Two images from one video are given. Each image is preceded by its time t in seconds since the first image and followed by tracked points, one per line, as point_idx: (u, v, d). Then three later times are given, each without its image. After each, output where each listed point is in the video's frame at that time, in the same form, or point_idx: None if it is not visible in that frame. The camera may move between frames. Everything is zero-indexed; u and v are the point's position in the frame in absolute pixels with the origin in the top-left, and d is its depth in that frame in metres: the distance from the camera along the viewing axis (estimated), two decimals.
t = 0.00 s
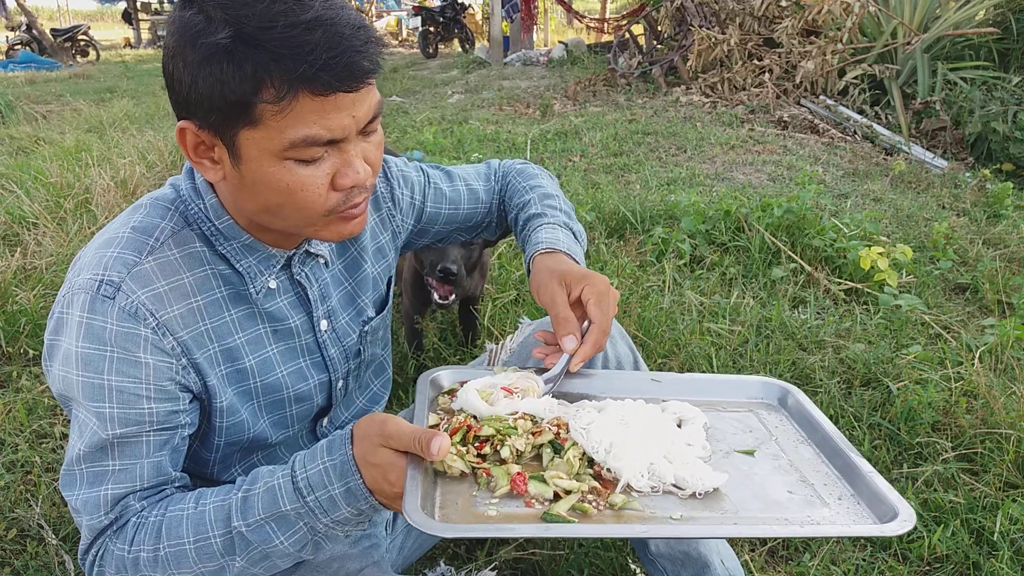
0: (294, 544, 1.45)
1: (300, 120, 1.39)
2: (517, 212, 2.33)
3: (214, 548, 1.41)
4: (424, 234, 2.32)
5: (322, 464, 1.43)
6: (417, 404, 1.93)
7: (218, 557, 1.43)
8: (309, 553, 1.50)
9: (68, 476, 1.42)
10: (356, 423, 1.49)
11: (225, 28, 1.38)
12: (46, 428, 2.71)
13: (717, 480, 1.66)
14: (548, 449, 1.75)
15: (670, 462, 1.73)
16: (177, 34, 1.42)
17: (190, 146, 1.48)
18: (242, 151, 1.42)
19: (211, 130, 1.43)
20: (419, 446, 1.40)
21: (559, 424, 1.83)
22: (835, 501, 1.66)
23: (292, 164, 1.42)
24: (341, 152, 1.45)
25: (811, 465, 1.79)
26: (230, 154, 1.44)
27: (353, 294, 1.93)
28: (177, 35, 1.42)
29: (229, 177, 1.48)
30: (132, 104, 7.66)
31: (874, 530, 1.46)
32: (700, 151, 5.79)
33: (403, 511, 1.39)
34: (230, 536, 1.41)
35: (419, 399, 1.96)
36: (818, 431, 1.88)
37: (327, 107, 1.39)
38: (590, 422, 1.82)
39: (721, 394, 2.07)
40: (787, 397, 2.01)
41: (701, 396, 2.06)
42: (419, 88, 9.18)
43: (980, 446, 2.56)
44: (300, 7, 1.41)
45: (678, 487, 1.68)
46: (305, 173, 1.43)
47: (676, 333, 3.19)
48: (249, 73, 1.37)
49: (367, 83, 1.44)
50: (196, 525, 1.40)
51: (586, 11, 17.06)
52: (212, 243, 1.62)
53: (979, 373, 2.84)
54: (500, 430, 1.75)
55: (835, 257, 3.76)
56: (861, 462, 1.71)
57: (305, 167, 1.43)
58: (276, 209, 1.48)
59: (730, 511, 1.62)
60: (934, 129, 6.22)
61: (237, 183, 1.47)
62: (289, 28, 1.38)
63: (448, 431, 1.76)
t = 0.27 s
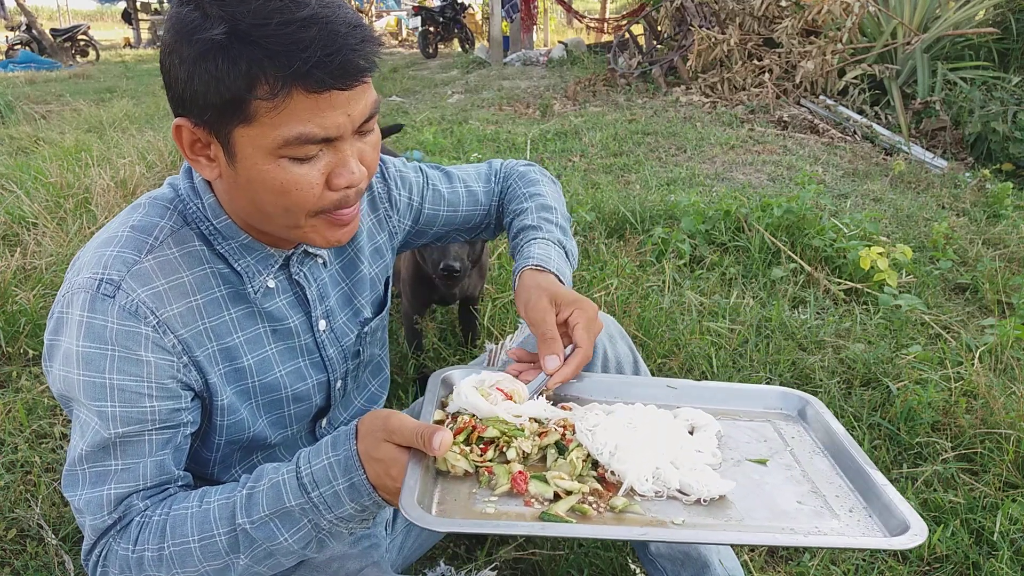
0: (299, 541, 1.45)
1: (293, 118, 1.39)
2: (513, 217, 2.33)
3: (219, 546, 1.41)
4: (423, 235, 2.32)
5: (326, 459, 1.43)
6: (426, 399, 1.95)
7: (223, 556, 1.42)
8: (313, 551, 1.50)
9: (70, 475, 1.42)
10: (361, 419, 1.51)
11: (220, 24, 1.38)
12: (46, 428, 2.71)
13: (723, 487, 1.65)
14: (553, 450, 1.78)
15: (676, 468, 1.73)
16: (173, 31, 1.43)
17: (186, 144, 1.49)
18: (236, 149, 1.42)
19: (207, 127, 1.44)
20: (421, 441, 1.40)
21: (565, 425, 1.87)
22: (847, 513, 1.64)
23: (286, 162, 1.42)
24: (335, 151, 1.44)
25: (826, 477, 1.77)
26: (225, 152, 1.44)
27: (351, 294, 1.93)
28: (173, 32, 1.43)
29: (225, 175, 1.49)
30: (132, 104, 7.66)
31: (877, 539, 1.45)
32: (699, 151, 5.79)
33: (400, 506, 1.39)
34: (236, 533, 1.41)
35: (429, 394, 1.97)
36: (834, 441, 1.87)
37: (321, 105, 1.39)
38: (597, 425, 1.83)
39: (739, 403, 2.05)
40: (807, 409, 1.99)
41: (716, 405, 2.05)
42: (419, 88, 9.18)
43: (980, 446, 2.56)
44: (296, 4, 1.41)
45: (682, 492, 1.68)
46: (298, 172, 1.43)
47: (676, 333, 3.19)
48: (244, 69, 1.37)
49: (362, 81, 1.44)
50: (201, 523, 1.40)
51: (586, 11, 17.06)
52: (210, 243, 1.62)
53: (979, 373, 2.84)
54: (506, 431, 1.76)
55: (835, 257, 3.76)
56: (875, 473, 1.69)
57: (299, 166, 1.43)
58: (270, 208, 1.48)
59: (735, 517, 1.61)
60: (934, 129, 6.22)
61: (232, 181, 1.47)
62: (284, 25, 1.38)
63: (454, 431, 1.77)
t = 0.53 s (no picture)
0: (284, 537, 1.45)
1: (294, 116, 1.39)
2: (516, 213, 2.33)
3: (203, 543, 1.40)
4: (426, 235, 2.31)
5: (312, 455, 1.43)
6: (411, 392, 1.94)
7: (207, 553, 1.42)
8: (300, 547, 1.50)
9: (59, 471, 1.41)
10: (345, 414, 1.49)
11: (220, 22, 1.38)
12: (46, 428, 2.70)
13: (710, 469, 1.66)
14: (541, 438, 1.79)
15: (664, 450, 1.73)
16: (174, 29, 1.43)
17: (186, 142, 1.49)
18: (236, 147, 1.42)
19: (206, 125, 1.43)
20: (408, 433, 1.40)
21: (552, 412, 1.87)
22: (833, 491, 1.66)
23: (286, 161, 1.42)
24: (335, 150, 1.44)
25: (810, 455, 1.79)
26: (225, 150, 1.44)
27: (352, 294, 1.94)
28: (173, 30, 1.43)
29: (224, 174, 1.48)
30: (132, 104, 7.66)
31: (872, 518, 1.45)
32: (699, 151, 5.79)
33: (392, 499, 1.40)
34: (220, 530, 1.41)
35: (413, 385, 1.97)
36: (816, 420, 1.88)
37: (322, 103, 1.39)
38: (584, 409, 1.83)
39: (721, 382, 2.06)
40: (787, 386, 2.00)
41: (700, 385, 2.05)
42: (419, 88, 9.18)
43: (980, 446, 2.56)
44: (296, 2, 1.42)
45: (672, 475, 1.68)
46: (298, 170, 1.43)
47: (676, 333, 3.19)
48: (243, 67, 1.37)
49: (362, 79, 1.44)
50: (185, 520, 1.39)
51: (586, 11, 17.06)
52: (211, 241, 1.62)
53: (979, 373, 2.84)
54: (493, 421, 1.77)
55: (835, 256, 3.76)
56: (859, 450, 1.71)
57: (299, 164, 1.43)
58: (269, 206, 1.48)
59: (724, 499, 1.62)
60: (934, 129, 6.22)
61: (232, 179, 1.47)
62: (284, 23, 1.39)
63: (440, 421, 1.77)
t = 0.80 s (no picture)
0: (261, 523, 1.43)
1: (291, 100, 1.39)
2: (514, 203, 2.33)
3: (172, 533, 1.37)
4: (428, 233, 2.32)
5: (285, 439, 1.40)
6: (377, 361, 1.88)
7: (177, 545, 1.39)
8: (278, 533, 1.47)
9: (41, 462, 1.40)
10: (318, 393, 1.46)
11: (223, 6, 1.41)
12: (46, 428, 2.70)
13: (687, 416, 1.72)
14: (521, 402, 1.79)
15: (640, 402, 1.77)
16: (182, 17, 1.46)
17: (191, 130, 1.50)
18: (235, 132, 1.42)
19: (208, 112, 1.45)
20: (392, 409, 1.35)
21: (528, 374, 1.89)
22: (801, 426, 1.73)
23: (282, 146, 1.41)
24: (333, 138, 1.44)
25: (768, 393, 1.87)
26: (225, 137, 1.45)
27: (358, 292, 1.95)
28: (182, 19, 1.46)
29: (225, 162, 1.49)
30: (132, 104, 7.66)
31: (845, 447, 1.51)
32: (700, 151, 5.79)
33: (391, 478, 1.36)
34: (191, 518, 1.38)
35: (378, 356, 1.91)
36: (775, 363, 1.95)
37: (319, 87, 1.39)
38: (559, 370, 1.87)
39: (671, 331, 2.15)
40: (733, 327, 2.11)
41: (653, 335, 2.14)
42: (419, 88, 9.18)
43: (980, 446, 2.56)
44: None
45: (652, 425, 1.73)
46: (294, 156, 1.42)
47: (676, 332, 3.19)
48: (242, 50, 1.38)
49: (362, 67, 1.44)
50: (154, 509, 1.36)
51: (585, 11, 17.06)
52: (217, 238, 1.63)
53: (979, 374, 2.85)
54: (471, 390, 1.77)
55: (835, 256, 3.76)
56: (820, 387, 1.78)
57: (295, 151, 1.42)
58: (266, 194, 1.47)
59: (705, 444, 1.67)
60: (934, 129, 6.22)
61: (231, 167, 1.47)
62: (284, 9, 1.40)
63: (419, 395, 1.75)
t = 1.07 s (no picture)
0: (254, 505, 1.42)
1: (263, 68, 1.44)
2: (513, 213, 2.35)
3: (162, 516, 1.37)
4: (429, 239, 2.35)
5: (276, 420, 1.39)
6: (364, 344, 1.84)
7: (166, 530, 1.38)
8: (271, 519, 1.46)
9: (38, 445, 1.41)
10: (309, 375, 1.44)
11: None
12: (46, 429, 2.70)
13: (675, 383, 1.79)
14: (512, 375, 1.80)
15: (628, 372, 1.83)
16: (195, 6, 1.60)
17: (191, 108, 1.59)
18: (217, 103, 1.49)
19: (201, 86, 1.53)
20: (386, 386, 1.34)
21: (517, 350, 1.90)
22: (783, 390, 1.83)
23: (252, 115, 1.45)
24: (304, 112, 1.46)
25: (748, 362, 1.98)
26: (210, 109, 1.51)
27: (360, 292, 2.00)
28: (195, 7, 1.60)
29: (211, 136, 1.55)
30: (133, 104, 7.65)
31: (833, 407, 1.61)
32: (700, 151, 5.78)
33: (392, 448, 1.33)
34: (182, 501, 1.37)
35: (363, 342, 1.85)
36: (750, 335, 2.07)
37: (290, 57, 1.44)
38: (549, 344, 1.90)
39: (649, 310, 2.25)
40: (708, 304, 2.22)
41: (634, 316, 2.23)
42: (419, 88, 9.17)
43: (980, 446, 2.56)
44: None
45: (642, 394, 1.79)
46: (263, 125, 1.45)
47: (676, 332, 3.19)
48: (226, 22, 1.46)
49: (339, 46, 1.48)
50: (145, 491, 1.36)
51: (585, 11, 17.04)
52: (222, 232, 1.65)
53: (979, 374, 2.85)
54: (462, 365, 1.76)
55: (835, 257, 3.76)
56: (797, 353, 1.89)
57: (265, 120, 1.45)
58: (238, 166, 1.49)
59: (693, 408, 1.75)
60: (934, 129, 6.22)
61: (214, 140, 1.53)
62: None
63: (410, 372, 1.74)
